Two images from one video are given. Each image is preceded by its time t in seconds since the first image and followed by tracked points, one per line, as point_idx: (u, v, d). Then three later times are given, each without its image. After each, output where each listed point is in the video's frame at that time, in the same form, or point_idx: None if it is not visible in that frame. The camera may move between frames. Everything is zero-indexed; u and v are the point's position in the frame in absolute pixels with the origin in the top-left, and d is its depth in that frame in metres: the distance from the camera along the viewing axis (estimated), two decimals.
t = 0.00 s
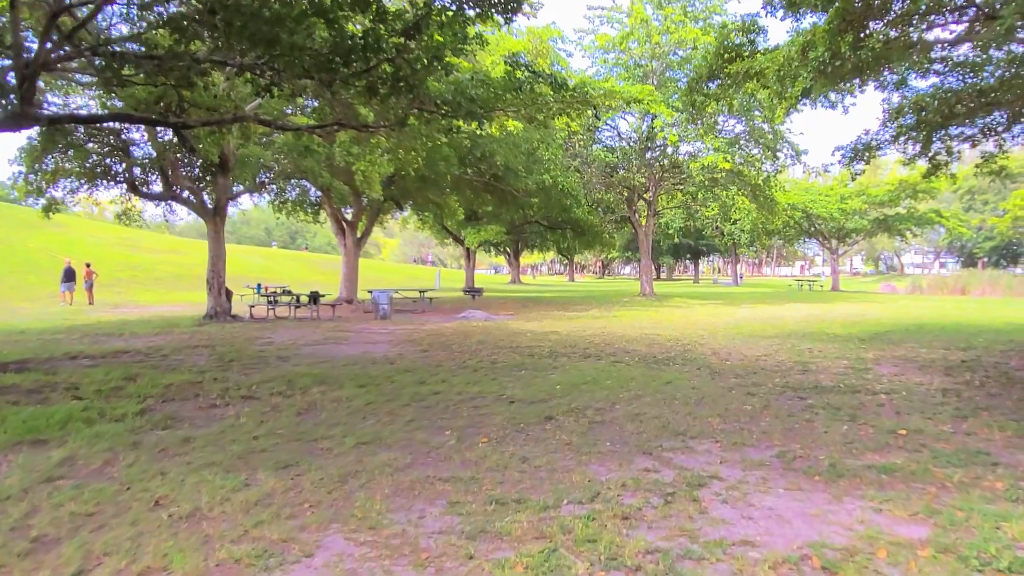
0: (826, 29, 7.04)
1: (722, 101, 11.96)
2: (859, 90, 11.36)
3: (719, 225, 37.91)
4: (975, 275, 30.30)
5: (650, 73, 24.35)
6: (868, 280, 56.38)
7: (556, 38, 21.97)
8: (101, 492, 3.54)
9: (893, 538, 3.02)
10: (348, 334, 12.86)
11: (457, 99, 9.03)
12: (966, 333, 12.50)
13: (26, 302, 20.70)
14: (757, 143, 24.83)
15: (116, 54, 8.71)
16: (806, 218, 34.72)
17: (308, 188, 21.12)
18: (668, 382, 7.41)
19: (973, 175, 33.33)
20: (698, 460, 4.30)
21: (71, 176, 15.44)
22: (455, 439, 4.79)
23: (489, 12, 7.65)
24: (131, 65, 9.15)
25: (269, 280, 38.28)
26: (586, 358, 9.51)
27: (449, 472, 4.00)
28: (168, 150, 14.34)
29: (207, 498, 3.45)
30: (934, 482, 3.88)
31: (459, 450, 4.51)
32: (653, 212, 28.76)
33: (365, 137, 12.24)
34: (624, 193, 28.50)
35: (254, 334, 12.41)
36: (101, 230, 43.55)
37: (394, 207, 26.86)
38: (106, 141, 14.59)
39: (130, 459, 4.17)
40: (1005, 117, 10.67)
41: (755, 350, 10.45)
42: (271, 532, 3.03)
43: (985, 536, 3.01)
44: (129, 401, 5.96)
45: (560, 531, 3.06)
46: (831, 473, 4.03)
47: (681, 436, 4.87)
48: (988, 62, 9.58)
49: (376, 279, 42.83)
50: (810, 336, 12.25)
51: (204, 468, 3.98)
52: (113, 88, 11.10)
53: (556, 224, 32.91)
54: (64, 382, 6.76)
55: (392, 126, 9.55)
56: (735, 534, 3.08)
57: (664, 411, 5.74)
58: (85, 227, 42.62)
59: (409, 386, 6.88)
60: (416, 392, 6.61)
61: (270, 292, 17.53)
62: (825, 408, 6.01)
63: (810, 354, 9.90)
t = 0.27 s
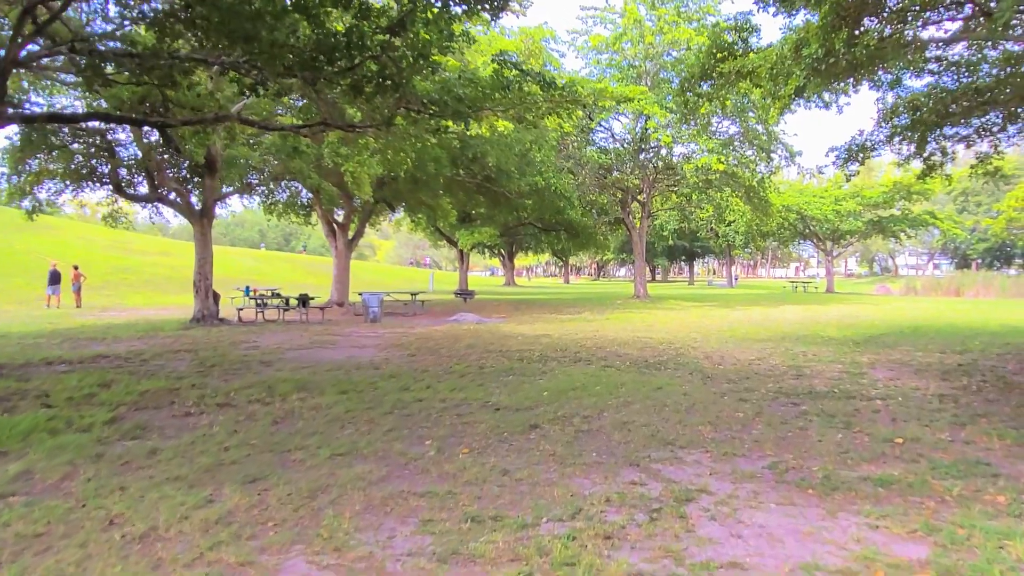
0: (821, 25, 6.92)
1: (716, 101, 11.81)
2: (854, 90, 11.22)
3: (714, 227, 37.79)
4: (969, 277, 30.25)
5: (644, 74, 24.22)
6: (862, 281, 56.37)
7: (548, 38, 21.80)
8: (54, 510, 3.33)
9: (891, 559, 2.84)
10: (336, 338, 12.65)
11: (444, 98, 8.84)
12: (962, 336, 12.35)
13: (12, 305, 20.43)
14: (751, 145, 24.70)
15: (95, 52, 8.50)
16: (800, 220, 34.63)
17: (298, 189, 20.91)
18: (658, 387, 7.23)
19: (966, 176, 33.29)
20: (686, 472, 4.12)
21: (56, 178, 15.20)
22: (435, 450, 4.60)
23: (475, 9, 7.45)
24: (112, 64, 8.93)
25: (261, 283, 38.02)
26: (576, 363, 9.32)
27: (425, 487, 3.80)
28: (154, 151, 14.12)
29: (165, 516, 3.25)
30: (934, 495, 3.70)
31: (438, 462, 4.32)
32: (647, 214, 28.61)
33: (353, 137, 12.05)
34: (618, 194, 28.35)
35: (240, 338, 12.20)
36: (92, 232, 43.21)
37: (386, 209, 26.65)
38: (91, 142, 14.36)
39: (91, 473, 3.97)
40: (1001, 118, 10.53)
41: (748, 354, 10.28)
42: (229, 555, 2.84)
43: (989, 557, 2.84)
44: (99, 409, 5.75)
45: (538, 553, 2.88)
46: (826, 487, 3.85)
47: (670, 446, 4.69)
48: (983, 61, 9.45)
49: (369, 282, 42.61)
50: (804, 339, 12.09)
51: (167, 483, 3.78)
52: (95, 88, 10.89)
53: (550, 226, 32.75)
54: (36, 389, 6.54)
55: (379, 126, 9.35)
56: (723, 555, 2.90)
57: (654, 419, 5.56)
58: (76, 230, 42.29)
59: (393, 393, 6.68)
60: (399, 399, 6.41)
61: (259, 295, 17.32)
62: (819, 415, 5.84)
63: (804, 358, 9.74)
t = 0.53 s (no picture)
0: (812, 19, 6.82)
1: (709, 98, 11.69)
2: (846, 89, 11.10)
3: (708, 227, 37.71)
4: (963, 277, 30.24)
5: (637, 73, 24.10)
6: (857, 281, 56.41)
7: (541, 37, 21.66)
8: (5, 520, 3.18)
9: (881, 572, 2.70)
10: (323, 338, 12.49)
11: (430, 95, 8.69)
12: (957, 336, 12.25)
13: None
14: (745, 144, 24.62)
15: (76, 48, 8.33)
16: (794, 220, 34.57)
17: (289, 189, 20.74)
18: (647, 389, 7.09)
19: (961, 176, 33.27)
20: (671, 478, 3.98)
21: (41, 177, 15.01)
22: (412, 455, 4.45)
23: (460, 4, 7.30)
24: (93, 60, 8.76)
25: (254, 283, 37.79)
26: (566, 364, 9.17)
27: (398, 494, 3.65)
28: (140, 150, 13.94)
29: (121, 527, 3.10)
30: (927, 502, 3.56)
31: (414, 467, 4.17)
32: (641, 214, 28.50)
33: (341, 136, 11.90)
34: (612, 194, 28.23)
35: (226, 339, 12.03)
36: (83, 232, 42.91)
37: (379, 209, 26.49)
38: (77, 140, 14.18)
39: (51, 481, 3.81)
40: (994, 116, 10.43)
41: (739, 354, 10.15)
42: (182, 570, 2.69)
43: (984, 569, 2.70)
44: (71, 413, 5.59)
45: (509, 566, 2.73)
46: (815, 494, 3.70)
47: (656, 451, 4.54)
48: (977, 58, 9.35)
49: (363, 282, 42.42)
50: (797, 340, 11.98)
51: (129, 491, 3.62)
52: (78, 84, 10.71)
53: (544, 226, 32.62)
54: (8, 392, 6.38)
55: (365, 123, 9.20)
56: (705, 568, 2.76)
57: (641, 422, 5.41)
58: (66, 230, 42.01)
59: (375, 395, 6.52)
60: (381, 401, 6.25)
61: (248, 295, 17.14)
62: (810, 418, 5.70)
63: (796, 359, 9.62)
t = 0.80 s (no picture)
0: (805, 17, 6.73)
1: (701, 99, 11.58)
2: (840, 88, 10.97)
3: (702, 228, 37.60)
4: (958, 279, 30.20)
5: (631, 74, 23.99)
6: (853, 283, 56.37)
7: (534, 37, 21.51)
8: None
9: None
10: (310, 342, 12.32)
11: (416, 94, 8.54)
12: (950, 339, 12.16)
13: None
14: (740, 146, 24.50)
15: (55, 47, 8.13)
16: (790, 222, 34.48)
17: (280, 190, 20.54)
18: (635, 394, 6.94)
19: (955, 178, 33.23)
20: (653, 489, 3.82)
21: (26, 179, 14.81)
22: (386, 464, 4.29)
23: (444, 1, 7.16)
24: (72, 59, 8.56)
25: (247, 286, 37.56)
26: (554, 368, 9.01)
27: (366, 508, 3.49)
28: (125, 151, 13.76)
29: (67, 546, 2.93)
30: (920, 514, 3.41)
31: (388, 478, 4.01)
32: (635, 215, 28.36)
33: (329, 136, 11.74)
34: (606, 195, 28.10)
35: (211, 342, 11.85)
36: (75, 234, 42.61)
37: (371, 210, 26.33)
38: (62, 141, 13.99)
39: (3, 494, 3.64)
40: (988, 117, 10.32)
41: (731, 358, 10.02)
42: None
43: None
44: (38, 420, 5.41)
45: None
46: (802, 506, 3.55)
47: (639, 460, 4.39)
48: (971, 58, 9.23)
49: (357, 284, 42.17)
50: (790, 342, 11.85)
51: (83, 505, 3.46)
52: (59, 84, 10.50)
53: (538, 228, 32.48)
54: None
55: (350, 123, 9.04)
56: None
57: (626, 429, 5.26)
58: (57, 232, 41.69)
59: (355, 401, 6.35)
60: (361, 407, 6.09)
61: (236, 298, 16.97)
62: (800, 424, 5.56)
63: (788, 362, 9.48)
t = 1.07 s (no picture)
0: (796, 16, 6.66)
1: (693, 98, 11.51)
2: (834, 88, 10.86)
3: (697, 228, 37.52)
4: (952, 280, 30.24)
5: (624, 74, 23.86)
6: (847, 283, 56.39)
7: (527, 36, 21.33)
8: None
9: None
10: (298, 343, 12.18)
11: (404, 93, 8.41)
12: (944, 341, 12.09)
13: None
14: (734, 146, 24.45)
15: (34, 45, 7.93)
16: (784, 222, 34.40)
17: (271, 189, 20.35)
18: (624, 398, 6.82)
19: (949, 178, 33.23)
20: (637, 499, 3.70)
21: (11, 177, 14.60)
22: (364, 473, 4.15)
23: None
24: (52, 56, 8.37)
25: (239, 286, 37.31)
26: (543, 370, 8.88)
27: (339, 520, 3.35)
28: (112, 150, 13.56)
29: (20, 564, 2.79)
30: (912, 527, 3.29)
31: (365, 487, 3.88)
32: (629, 215, 28.28)
33: (318, 135, 11.59)
34: (600, 196, 27.99)
35: (197, 344, 11.69)
36: (65, 234, 42.28)
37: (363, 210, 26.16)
38: (48, 140, 13.78)
39: None
40: (983, 117, 10.22)
41: (723, 360, 9.90)
42: None
43: None
44: (9, 426, 5.26)
45: None
46: (791, 517, 3.43)
47: (625, 468, 4.27)
48: (965, 58, 9.10)
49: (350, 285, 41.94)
50: (783, 344, 11.74)
51: (44, 518, 3.31)
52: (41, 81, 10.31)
53: (532, 228, 32.34)
54: None
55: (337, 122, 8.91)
56: None
57: (613, 434, 5.14)
58: (47, 232, 41.34)
59: (338, 405, 6.21)
60: (343, 412, 5.95)
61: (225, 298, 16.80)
62: (791, 430, 5.44)
63: (781, 364, 9.37)
